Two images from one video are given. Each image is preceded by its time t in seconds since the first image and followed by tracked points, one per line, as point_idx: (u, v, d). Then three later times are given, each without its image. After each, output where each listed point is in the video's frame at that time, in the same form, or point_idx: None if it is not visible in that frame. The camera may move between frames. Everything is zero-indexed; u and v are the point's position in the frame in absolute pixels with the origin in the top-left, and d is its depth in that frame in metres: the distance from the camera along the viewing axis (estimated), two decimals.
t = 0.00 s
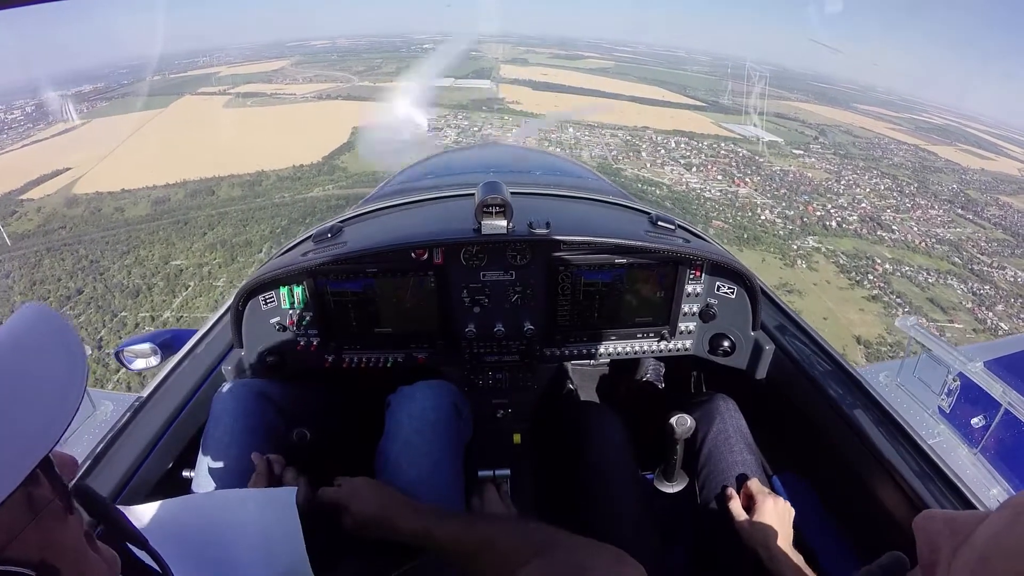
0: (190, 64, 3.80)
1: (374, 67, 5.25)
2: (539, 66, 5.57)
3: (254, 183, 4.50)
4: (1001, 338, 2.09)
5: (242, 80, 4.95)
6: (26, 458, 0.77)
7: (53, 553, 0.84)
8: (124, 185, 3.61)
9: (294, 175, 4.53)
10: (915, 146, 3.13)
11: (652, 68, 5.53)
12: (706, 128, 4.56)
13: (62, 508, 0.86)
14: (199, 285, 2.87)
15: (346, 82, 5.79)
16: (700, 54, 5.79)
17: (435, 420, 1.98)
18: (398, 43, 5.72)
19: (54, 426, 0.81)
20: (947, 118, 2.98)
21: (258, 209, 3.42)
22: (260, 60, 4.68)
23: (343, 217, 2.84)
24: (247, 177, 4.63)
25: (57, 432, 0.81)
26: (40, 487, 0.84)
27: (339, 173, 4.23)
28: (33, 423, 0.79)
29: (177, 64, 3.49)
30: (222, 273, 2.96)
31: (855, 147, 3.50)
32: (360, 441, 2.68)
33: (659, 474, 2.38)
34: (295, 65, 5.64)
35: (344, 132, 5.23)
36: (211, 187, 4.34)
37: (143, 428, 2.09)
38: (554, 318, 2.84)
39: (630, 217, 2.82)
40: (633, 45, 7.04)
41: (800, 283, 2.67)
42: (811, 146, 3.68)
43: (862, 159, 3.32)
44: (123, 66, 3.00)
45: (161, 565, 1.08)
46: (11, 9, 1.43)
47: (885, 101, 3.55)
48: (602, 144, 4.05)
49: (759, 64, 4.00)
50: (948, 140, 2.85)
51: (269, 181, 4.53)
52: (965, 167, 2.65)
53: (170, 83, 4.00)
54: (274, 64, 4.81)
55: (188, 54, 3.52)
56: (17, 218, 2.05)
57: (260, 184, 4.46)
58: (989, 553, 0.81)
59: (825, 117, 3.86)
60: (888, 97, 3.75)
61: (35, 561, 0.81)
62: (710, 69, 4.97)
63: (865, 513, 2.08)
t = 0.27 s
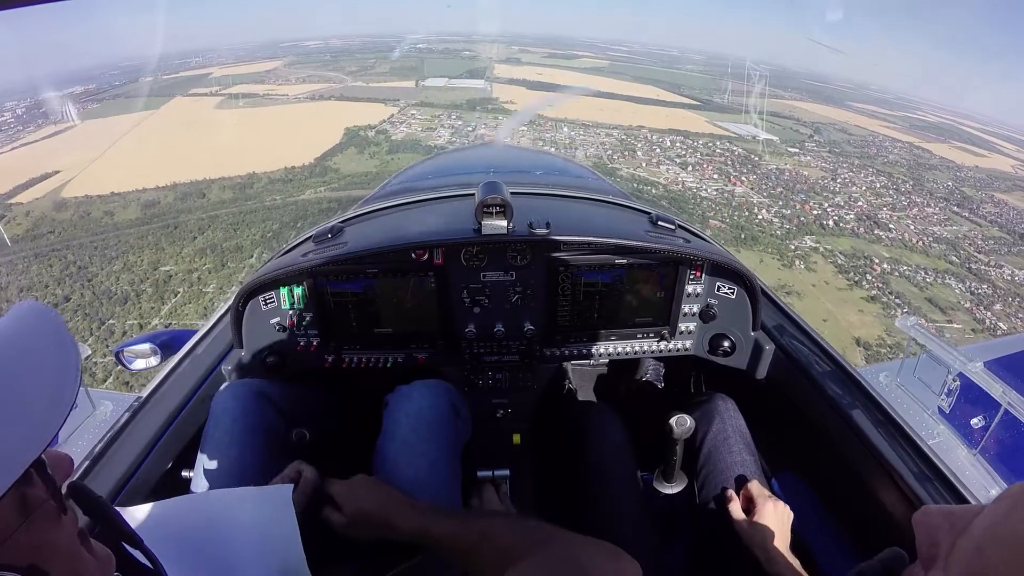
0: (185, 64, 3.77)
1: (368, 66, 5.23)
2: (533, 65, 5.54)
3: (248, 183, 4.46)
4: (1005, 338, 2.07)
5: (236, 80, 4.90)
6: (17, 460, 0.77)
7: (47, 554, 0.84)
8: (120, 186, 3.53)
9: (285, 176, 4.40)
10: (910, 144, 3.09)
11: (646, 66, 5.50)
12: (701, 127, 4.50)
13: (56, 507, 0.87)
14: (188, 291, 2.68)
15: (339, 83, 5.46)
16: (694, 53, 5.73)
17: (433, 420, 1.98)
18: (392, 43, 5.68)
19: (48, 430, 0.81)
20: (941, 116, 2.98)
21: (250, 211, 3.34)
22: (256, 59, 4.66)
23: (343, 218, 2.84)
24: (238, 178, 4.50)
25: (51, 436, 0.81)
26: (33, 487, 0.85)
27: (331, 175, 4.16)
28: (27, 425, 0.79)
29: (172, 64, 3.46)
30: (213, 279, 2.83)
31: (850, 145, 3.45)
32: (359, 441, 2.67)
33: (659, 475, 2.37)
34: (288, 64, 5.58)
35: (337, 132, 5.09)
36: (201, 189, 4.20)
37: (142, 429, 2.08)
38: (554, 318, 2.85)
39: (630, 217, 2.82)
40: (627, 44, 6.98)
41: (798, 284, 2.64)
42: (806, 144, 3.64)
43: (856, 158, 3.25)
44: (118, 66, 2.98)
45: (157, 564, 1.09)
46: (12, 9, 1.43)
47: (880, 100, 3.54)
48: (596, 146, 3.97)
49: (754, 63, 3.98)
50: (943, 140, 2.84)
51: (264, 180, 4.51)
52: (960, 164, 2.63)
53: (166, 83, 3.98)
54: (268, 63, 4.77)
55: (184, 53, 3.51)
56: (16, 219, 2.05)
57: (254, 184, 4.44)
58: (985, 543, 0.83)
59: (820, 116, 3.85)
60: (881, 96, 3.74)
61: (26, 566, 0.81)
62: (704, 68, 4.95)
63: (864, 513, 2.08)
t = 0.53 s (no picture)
0: (178, 63, 3.74)
1: (363, 66, 5.23)
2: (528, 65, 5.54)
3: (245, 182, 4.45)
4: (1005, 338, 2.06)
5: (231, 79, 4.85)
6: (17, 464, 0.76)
7: (46, 556, 0.84)
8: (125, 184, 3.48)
9: (277, 176, 4.30)
10: (904, 145, 3.09)
11: (640, 67, 5.52)
12: (697, 128, 4.51)
13: (56, 508, 0.86)
14: (175, 296, 2.61)
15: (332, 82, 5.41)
16: (689, 54, 5.68)
17: (433, 419, 1.98)
18: (387, 43, 5.67)
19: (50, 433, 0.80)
20: (935, 118, 2.99)
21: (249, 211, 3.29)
22: (252, 58, 4.64)
23: (342, 217, 2.84)
24: (229, 177, 4.40)
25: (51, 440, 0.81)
26: (34, 490, 0.85)
27: (323, 176, 4.10)
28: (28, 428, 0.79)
29: (167, 63, 3.43)
30: (202, 284, 2.77)
31: (845, 146, 3.47)
32: (358, 441, 2.66)
33: (661, 474, 2.37)
34: (282, 64, 5.54)
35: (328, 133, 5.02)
36: (191, 188, 4.06)
37: (142, 430, 2.08)
38: (554, 317, 2.85)
39: (630, 216, 2.82)
40: (621, 45, 6.95)
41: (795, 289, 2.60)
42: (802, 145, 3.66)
43: (852, 159, 3.25)
44: (113, 64, 2.96)
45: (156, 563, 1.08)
46: (12, 8, 1.42)
47: (873, 101, 3.56)
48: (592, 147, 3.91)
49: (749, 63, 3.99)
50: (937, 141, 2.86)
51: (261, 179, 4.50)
52: (954, 167, 2.64)
53: (162, 81, 3.96)
54: (264, 63, 4.74)
55: (180, 52, 3.49)
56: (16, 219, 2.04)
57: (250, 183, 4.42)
58: (998, 530, 0.80)
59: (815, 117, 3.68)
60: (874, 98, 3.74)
61: (26, 570, 0.81)
62: (699, 69, 4.96)
63: (865, 512, 2.09)
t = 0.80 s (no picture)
0: (176, 63, 3.72)
1: (361, 66, 5.22)
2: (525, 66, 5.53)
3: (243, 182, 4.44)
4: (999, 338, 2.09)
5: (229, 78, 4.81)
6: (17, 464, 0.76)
7: (48, 555, 0.84)
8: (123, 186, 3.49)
9: (271, 176, 4.25)
10: (900, 149, 3.12)
11: (637, 68, 5.52)
12: (694, 130, 4.52)
13: (58, 507, 0.86)
14: (164, 301, 2.53)
15: (329, 82, 5.49)
16: (686, 55, 5.65)
17: (433, 419, 1.98)
18: (385, 43, 5.66)
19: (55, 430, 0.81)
20: (931, 121, 3.00)
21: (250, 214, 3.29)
22: (250, 57, 4.64)
23: (342, 217, 2.84)
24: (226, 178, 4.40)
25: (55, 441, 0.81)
26: (37, 489, 0.84)
27: (317, 176, 4.05)
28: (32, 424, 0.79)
29: (164, 62, 3.42)
30: (192, 288, 2.71)
31: (841, 149, 3.48)
32: (357, 441, 2.65)
33: (660, 474, 2.36)
34: (280, 63, 5.53)
35: (323, 135, 5.09)
36: (183, 187, 4.00)
37: (142, 429, 2.08)
38: (554, 317, 2.85)
39: (630, 216, 2.82)
40: (618, 47, 6.93)
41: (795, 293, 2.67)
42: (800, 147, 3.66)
43: (849, 163, 3.27)
44: (111, 62, 2.95)
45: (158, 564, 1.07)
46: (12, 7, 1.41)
47: (869, 104, 3.57)
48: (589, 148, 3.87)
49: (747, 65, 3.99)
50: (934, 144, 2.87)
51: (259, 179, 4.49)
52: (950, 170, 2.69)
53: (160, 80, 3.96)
54: (262, 62, 4.73)
55: (178, 50, 3.48)
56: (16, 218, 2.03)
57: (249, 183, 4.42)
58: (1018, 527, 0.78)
59: (812, 120, 3.75)
60: (870, 101, 3.74)
61: (29, 569, 0.81)
62: (696, 70, 4.96)
63: (864, 512, 2.09)
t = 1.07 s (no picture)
0: (175, 63, 3.71)
1: (360, 68, 5.21)
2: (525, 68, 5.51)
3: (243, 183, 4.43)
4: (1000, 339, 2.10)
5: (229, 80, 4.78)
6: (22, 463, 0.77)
7: (48, 556, 0.84)
8: (117, 186, 3.48)
9: (269, 176, 4.21)
10: (902, 153, 3.10)
11: (637, 71, 5.50)
12: (695, 133, 4.50)
13: (58, 508, 0.86)
14: (158, 305, 2.54)
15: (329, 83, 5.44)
16: (687, 58, 5.61)
17: (433, 420, 1.98)
18: (385, 45, 5.65)
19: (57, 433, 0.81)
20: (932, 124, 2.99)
21: (247, 218, 3.28)
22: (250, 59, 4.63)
23: (342, 217, 2.84)
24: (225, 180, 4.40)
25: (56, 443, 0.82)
26: (38, 491, 0.85)
27: (315, 178, 4.03)
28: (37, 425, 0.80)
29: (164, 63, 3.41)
30: (186, 292, 2.70)
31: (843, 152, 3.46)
32: (357, 442, 2.64)
33: (662, 474, 2.35)
34: (279, 64, 5.52)
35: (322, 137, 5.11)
36: (180, 189, 3.96)
37: (142, 429, 2.08)
38: (554, 318, 2.85)
39: (630, 216, 2.82)
40: (617, 49, 6.90)
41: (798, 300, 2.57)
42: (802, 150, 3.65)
43: (851, 167, 3.24)
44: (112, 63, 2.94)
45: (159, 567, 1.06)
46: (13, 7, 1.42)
47: (870, 107, 3.56)
48: (590, 150, 3.85)
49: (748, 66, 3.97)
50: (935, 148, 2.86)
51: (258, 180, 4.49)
52: (952, 174, 2.65)
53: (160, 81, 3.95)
54: (262, 63, 4.73)
55: (178, 52, 3.48)
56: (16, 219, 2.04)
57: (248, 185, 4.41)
58: None
59: (813, 122, 3.66)
60: (871, 103, 3.72)
61: (30, 569, 0.81)
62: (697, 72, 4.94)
63: (865, 512, 2.09)
